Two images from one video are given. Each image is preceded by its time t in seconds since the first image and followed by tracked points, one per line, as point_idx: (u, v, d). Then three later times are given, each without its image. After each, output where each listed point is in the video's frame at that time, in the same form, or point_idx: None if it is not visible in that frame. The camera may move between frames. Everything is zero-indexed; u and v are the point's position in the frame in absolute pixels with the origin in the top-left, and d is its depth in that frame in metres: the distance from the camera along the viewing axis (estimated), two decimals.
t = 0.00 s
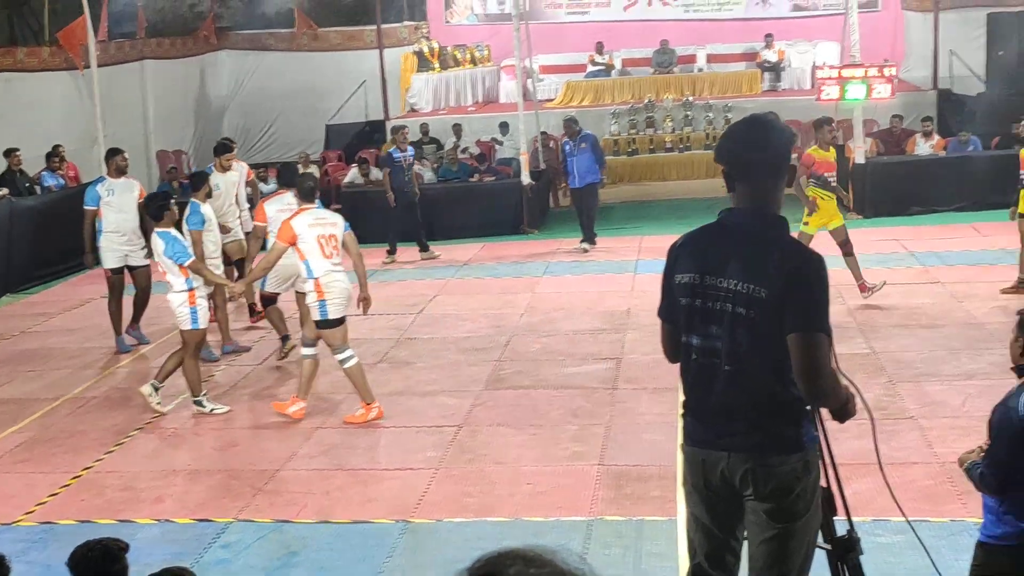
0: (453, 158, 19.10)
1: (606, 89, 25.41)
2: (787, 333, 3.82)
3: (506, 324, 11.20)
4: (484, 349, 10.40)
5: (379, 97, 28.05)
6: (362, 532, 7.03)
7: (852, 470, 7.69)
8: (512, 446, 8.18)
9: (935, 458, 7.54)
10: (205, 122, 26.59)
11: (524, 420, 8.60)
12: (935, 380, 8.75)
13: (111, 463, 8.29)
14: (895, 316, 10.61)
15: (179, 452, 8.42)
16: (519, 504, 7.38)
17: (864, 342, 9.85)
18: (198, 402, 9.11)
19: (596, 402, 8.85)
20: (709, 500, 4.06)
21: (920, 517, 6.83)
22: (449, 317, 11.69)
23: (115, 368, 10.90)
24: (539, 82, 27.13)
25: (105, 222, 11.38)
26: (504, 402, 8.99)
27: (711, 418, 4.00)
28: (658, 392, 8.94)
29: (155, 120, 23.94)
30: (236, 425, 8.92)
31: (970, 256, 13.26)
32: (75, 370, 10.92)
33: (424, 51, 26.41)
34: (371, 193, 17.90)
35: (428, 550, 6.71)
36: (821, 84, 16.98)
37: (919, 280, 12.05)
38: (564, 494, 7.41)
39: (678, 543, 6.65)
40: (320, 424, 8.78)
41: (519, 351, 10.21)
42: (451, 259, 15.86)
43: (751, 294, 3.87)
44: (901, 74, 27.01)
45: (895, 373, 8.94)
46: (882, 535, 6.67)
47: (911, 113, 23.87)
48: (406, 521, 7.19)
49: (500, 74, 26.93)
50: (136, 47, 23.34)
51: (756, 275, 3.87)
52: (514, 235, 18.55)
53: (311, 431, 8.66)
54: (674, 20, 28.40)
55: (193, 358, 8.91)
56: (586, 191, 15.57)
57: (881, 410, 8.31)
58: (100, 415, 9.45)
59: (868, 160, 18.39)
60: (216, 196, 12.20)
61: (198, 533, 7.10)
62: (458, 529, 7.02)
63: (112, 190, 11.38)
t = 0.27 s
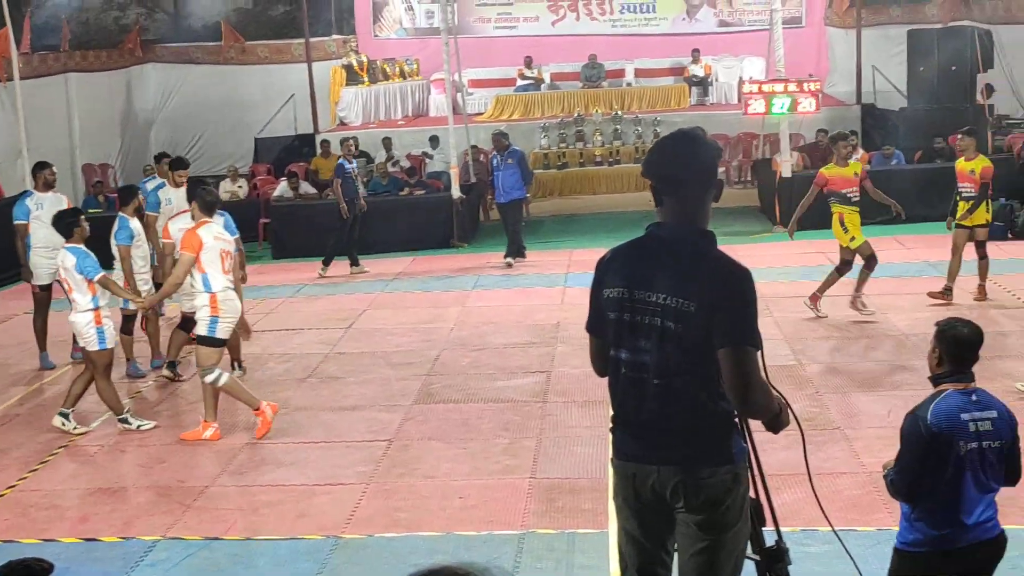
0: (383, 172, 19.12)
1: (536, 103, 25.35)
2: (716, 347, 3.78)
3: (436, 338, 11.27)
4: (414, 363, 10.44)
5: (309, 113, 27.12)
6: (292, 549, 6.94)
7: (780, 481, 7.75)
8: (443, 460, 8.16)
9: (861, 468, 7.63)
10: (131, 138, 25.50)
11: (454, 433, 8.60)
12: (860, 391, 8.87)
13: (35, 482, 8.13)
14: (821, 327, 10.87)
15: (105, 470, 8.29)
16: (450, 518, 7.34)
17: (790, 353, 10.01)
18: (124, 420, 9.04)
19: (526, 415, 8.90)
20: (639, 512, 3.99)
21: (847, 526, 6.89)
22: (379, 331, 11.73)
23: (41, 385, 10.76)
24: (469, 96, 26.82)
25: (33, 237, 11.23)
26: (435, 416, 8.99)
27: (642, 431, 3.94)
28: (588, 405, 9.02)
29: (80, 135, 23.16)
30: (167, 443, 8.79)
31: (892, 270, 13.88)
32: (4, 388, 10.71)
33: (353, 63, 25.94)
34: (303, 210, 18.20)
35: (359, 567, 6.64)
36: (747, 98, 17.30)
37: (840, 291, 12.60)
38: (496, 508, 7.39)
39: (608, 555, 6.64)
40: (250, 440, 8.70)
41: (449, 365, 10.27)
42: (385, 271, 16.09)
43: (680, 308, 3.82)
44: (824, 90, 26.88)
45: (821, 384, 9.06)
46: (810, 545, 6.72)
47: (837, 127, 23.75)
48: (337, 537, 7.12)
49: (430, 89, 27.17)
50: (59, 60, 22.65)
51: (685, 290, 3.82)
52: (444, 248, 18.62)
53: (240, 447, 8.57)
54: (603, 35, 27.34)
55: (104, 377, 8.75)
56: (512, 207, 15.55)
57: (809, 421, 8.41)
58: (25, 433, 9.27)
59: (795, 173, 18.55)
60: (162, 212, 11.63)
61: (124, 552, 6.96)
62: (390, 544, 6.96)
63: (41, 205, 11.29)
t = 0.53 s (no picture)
0: (310, 181, 19.09)
1: (464, 112, 24.51)
2: (648, 357, 3.71)
3: (362, 348, 11.36)
4: (340, 372, 10.53)
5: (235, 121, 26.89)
6: (219, 562, 6.81)
7: (705, 488, 7.79)
8: (370, 470, 8.14)
9: (786, 474, 7.71)
10: (53, 147, 24.68)
11: (382, 443, 8.61)
12: (784, 398, 9.02)
13: None
14: (746, 334, 11.12)
15: (26, 485, 8.14)
16: (378, 529, 7.28)
17: (715, 360, 10.20)
18: (34, 432, 9.00)
19: (453, 424, 8.95)
20: (570, 525, 3.85)
21: (772, 532, 6.93)
22: (305, 341, 11.80)
23: None
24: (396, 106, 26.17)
25: None
26: (362, 426, 9.00)
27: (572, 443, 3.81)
28: (515, 414, 9.11)
29: None
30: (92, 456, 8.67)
31: (816, 278, 14.21)
32: None
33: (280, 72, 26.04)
34: (229, 219, 18.05)
35: None
36: (673, 108, 17.23)
37: (766, 300, 12.85)
38: (424, 518, 7.34)
39: (537, 565, 6.60)
40: (175, 451, 8.62)
41: (375, 374, 10.38)
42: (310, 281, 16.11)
43: (612, 318, 3.73)
44: (749, 99, 27.43)
45: (745, 392, 9.19)
46: (735, 551, 6.75)
47: (761, 138, 24.01)
48: (264, 549, 7.01)
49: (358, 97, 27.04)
50: None
51: (617, 299, 3.74)
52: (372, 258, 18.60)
53: (164, 459, 8.50)
54: (530, 44, 27.56)
55: (16, 386, 8.68)
56: (432, 217, 15.57)
57: (733, 428, 8.49)
58: None
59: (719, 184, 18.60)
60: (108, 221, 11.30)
61: (45, 566, 6.79)
62: (318, 556, 6.87)
63: None
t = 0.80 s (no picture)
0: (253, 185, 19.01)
1: (408, 115, 24.52)
2: (597, 362, 3.61)
3: (306, 352, 11.41)
4: (284, 376, 10.56)
5: (176, 122, 26.82)
6: (159, 568, 6.64)
7: (649, 490, 7.81)
8: (315, 474, 8.10)
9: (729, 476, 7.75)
10: None
11: (326, 447, 8.61)
12: (727, 399, 9.15)
13: None
14: (688, 336, 11.33)
15: None
16: (322, 534, 7.18)
17: (659, 361, 10.36)
18: None
19: (398, 428, 9.00)
20: (519, 533, 3.73)
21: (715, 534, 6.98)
22: (248, 345, 11.82)
23: None
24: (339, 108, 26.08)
25: None
26: (307, 431, 9.00)
27: (520, 449, 3.70)
28: (460, 417, 9.19)
29: None
30: (31, 462, 8.54)
31: (757, 279, 14.45)
32: None
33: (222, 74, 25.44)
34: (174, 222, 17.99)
35: None
36: (617, 111, 17.28)
37: (710, 302, 13.03)
38: (368, 522, 7.26)
39: (482, 567, 6.54)
40: (116, 457, 8.54)
41: (320, 378, 10.42)
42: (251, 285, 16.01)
43: (559, 323, 3.62)
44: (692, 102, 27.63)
45: (689, 394, 9.29)
46: (679, 553, 6.77)
47: (703, 141, 24.41)
48: (206, 555, 6.85)
49: (301, 100, 26.23)
50: None
51: (564, 303, 3.63)
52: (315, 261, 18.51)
53: (105, 464, 8.40)
54: (475, 47, 27.53)
55: None
56: (368, 222, 15.50)
57: (677, 430, 8.55)
58: None
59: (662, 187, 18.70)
60: (73, 230, 10.64)
61: None
62: (261, 561, 6.74)
63: None
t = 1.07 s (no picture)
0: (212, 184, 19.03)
1: (368, 114, 24.40)
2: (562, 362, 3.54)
3: (266, 352, 11.39)
4: (244, 376, 10.54)
5: (134, 122, 26.64)
6: (116, 569, 6.52)
7: (608, 489, 7.82)
8: (275, 475, 8.07)
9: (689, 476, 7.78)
10: None
11: (286, 448, 8.60)
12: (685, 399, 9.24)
13: None
14: (649, 336, 11.42)
15: None
16: (282, 534, 7.11)
17: (619, 362, 10.47)
18: None
19: (359, 428, 9.02)
20: (484, 534, 3.65)
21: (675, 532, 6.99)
22: (208, 345, 11.79)
23: None
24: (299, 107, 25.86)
25: None
26: (266, 432, 8.99)
27: (485, 450, 3.62)
28: (420, 417, 9.22)
29: None
30: None
31: (717, 279, 14.52)
32: None
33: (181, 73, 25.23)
34: (134, 221, 17.83)
35: None
36: (577, 111, 17.30)
37: (671, 301, 13.11)
38: (329, 523, 7.19)
39: (443, 567, 6.47)
40: (73, 459, 8.48)
41: (279, 378, 10.43)
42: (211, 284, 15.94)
43: (524, 323, 3.54)
44: (652, 103, 27.51)
45: (649, 394, 9.37)
46: (639, 552, 6.77)
47: (663, 142, 24.30)
48: (164, 557, 6.73)
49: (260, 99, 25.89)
50: None
51: (528, 303, 3.55)
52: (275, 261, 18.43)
53: (62, 466, 8.33)
54: (434, 47, 27.23)
55: None
56: (317, 225, 15.46)
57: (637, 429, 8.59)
58: None
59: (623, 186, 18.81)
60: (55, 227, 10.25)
61: None
62: (219, 562, 6.63)
63: None
